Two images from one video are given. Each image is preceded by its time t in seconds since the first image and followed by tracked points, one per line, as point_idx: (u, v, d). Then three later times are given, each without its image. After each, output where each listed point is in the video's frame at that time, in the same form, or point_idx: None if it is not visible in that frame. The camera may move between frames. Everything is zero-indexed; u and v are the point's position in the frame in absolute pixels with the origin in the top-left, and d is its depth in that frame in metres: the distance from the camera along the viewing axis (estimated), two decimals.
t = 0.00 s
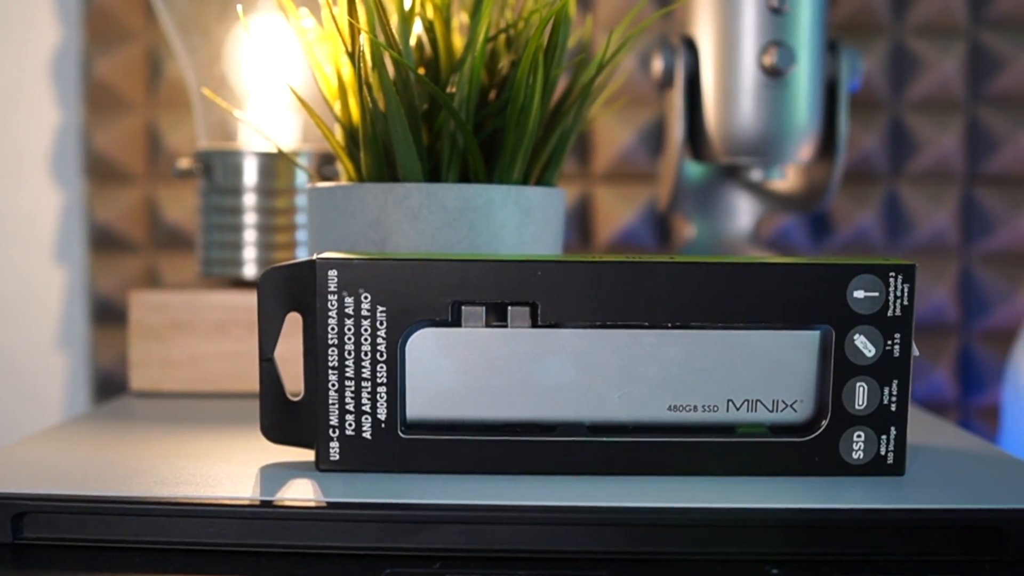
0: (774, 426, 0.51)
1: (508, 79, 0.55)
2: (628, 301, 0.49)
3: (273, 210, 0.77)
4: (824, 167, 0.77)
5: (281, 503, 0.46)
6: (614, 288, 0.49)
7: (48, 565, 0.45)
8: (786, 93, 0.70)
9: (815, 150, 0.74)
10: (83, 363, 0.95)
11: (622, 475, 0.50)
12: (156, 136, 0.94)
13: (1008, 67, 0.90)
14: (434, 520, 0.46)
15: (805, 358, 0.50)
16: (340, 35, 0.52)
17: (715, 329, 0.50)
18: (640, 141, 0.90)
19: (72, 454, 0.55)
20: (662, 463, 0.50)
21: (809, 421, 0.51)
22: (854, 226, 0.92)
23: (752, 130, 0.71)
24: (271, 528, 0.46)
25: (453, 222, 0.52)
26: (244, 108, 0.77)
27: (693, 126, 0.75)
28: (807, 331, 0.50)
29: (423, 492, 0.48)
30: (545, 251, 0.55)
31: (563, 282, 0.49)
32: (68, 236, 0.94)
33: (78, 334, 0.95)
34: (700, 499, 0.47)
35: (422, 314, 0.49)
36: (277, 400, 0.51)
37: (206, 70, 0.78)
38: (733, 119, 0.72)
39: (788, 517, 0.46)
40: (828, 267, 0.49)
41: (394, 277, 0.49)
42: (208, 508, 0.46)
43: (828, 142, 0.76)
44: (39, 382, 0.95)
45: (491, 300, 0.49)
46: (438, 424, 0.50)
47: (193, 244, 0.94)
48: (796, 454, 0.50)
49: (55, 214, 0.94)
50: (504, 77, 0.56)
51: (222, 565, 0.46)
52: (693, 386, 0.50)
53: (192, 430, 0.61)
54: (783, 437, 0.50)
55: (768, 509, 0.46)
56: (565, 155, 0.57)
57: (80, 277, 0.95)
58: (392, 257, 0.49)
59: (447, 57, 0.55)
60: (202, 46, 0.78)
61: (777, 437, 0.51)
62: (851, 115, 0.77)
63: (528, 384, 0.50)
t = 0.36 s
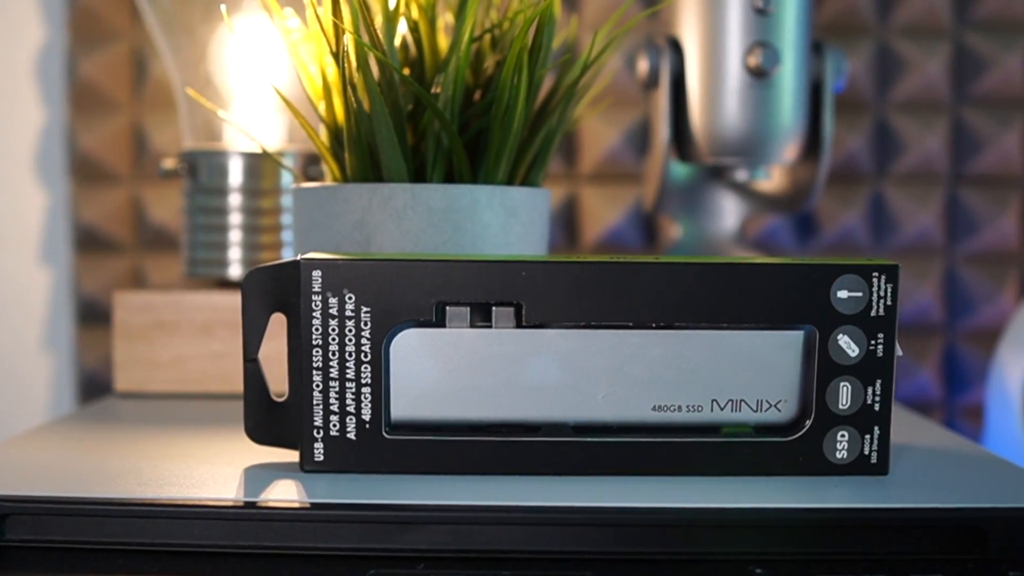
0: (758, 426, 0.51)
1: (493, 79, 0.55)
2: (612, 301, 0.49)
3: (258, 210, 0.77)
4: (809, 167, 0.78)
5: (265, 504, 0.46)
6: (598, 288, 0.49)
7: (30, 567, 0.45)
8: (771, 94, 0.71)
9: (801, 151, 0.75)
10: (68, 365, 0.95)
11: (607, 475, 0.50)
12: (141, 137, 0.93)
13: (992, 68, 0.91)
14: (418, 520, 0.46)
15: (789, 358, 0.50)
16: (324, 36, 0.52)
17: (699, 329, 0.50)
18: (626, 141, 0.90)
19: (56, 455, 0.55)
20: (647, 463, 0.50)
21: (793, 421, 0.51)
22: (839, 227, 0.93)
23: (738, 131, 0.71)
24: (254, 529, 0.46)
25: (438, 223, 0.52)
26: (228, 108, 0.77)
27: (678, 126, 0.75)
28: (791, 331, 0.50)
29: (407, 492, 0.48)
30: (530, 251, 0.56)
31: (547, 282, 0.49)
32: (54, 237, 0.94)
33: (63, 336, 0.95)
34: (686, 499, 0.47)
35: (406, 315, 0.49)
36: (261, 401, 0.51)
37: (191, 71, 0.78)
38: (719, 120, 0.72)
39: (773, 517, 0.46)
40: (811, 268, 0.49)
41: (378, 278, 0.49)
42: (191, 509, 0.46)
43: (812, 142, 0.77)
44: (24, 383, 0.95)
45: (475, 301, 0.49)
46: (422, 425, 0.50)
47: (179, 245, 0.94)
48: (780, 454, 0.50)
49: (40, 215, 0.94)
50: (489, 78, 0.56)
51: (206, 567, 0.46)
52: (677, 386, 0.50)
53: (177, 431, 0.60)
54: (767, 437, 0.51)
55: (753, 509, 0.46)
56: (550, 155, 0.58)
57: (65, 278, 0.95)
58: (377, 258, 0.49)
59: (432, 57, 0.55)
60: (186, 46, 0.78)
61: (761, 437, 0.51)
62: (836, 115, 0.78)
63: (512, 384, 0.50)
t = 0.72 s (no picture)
0: (743, 426, 0.51)
1: (479, 80, 0.55)
2: (597, 302, 0.49)
3: (243, 210, 0.77)
4: (795, 168, 0.78)
5: (250, 505, 0.46)
6: (583, 289, 0.49)
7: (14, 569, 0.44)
8: (757, 95, 0.71)
9: (786, 151, 0.75)
10: (53, 365, 0.95)
11: (592, 475, 0.50)
12: (127, 136, 0.93)
13: (976, 69, 0.91)
14: (403, 520, 0.45)
15: (774, 358, 0.50)
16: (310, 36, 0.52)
17: (683, 329, 0.50)
18: (612, 142, 0.91)
19: (40, 456, 0.54)
20: (632, 463, 0.50)
21: (778, 420, 0.51)
22: (825, 227, 0.93)
23: (723, 131, 0.71)
24: (240, 530, 0.46)
25: (423, 223, 0.53)
26: (214, 108, 0.77)
27: (664, 126, 0.76)
28: (775, 331, 0.50)
29: (392, 493, 0.47)
30: (516, 252, 0.55)
31: (532, 282, 0.49)
32: (39, 237, 0.94)
33: (49, 336, 0.95)
34: (671, 500, 0.47)
35: (391, 315, 0.49)
36: (246, 401, 0.51)
37: (176, 70, 0.78)
38: (705, 120, 0.72)
39: (758, 517, 0.46)
40: (796, 268, 0.50)
41: (363, 278, 0.48)
42: (176, 511, 0.46)
43: (799, 143, 0.77)
44: (9, 384, 0.95)
45: (460, 301, 0.49)
46: (407, 425, 0.50)
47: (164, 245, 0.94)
48: (765, 454, 0.51)
49: (25, 215, 0.93)
50: (475, 78, 0.56)
51: (190, 569, 0.46)
52: (662, 386, 0.50)
53: (163, 431, 0.60)
54: (752, 437, 0.51)
55: (738, 509, 0.46)
56: (536, 156, 0.58)
57: (51, 278, 0.94)
58: (361, 258, 0.49)
59: (418, 57, 0.55)
60: (172, 46, 0.78)
61: (746, 436, 0.51)
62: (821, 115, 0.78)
63: (497, 385, 0.50)
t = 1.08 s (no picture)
0: (730, 426, 0.51)
1: (466, 80, 0.55)
2: (583, 303, 0.49)
3: (230, 211, 0.77)
4: (782, 168, 0.78)
5: (236, 506, 0.46)
6: (569, 289, 0.49)
7: None
8: (744, 95, 0.71)
9: (773, 151, 0.75)
10: (39, 366, 0.95)
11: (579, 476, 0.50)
12: (113, 136, 0.93)
13: (963, 70, 0.92)
14: (389, 521, 0.45)
15: (760, 358, 0.51)
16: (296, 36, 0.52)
17: (669, 329, 0.50)
18: (600, 142, 0.91)
19: (24, 457, 0.54)
20: (618, 463, 0.50)
21: (764, 421, 0.51)
22: (812, 226, 0.94)
23: (710, 132, 0.71)
24: (225, 532, 0.46)
25: (409, 223, 0.53)
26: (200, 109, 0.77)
27: (651, 127, 0.76)
28: (761, 331, 0.50)
29: (378, 494, 0.47)
30: (504, 252, 0.56)
31: (518, 282, 0.49)
32: (25, 237, 0.94)
33: (35, 337, 0.94)
34: (657, 500, 0.47)
35: (378, 316, 0.49)
36: (232, 402, 0.51)
37: (163, 71, 0.78)
38: (692, 121, 0.72)
39: (744, 517, 0.46)
40: (781, 268, 0.50)
41: (349, 279, 0.48)
42: (162, 512, 0.46)
43: (785, 144, 0.77)
44: None
45: (446, 302, 0.49)
46: (394, 426, 0.50)
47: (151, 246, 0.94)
48: (751, 454, 0.51)
49: (11, 215, 0.93)
50: (462, 79, 0.56)
51: (175, 570, 0.45)
52: (648, 387, 0.50)
53: (149, 433, 0.60)
54: (738, 437, 0.51)
55: (725, 509, 0.46)
56: (522, 156, 0.58)
57: (37, 279, 0.94)
58: (347, 258, 0.49)
59: (404, 58, 0.55)
60: (159, 47, 0.78)
61: (732, 437, 0.51)
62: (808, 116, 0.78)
63: (483, 385, 0.50)
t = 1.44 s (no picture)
0: (716, 426, 0.51)
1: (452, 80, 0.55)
2: (570, 303, 0.49)
3: (217, 211, 0.77)
4: (769, 167, 0.78)
5: (222, 507, 0.46)
6: (556, 289, 0.49)
7: None
8: (731, 96, 0.71)
9: (760, 152, 0.75)
10: (26, 367, 0.94)
11: (566, 476, 0.50)
12: (100, 136, 0.93)
13: (950, 71, 0.93)
14: (375, 522, 0.45)
15: (746, 358, 0.51)
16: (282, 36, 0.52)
17: (656, 329, 0.50)
18: (587, 142, 0.92)
19: (8, 458, 0.54)
20: (605, 463, 0.50)
21: (750, 420, 0.51)
22: (800, 227, 0.95)
23: (697, 132, 0.72)
24: (211, 533, 0.46)
25: (397, 223, 0.53)
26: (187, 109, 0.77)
27: (639, 127, 0.76)
28: (747, 331, 0.50)
29: (365, 495, 0.47)
30: (491, 252, 0.56)
31: (505, 282, 0.49)
32: (12, 237, 0.93)
33: (21, 338, 0.94)
34: (644, 500, 0.47)
35: (364, 316, 0.49)
36: (218, 402, 0.51)
37: (150, 71, 0.78)
38: (680, 121, 0.72)
39: (731, 517, 0.46)
40: (767, 268, 0.50)
41: (336, 279, 0.48)
42: (147, 513, 0.46)
43: (772, 145, 0.77)
44: None
45: (433, 302, 0.49)
46: (381, 426, 0.50)
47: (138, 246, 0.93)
48: (737, 453, 0.51)
49: None
50: (449, 79, 0.56)
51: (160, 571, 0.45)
52: (635, 387, 0.50)
53: (135, 433, 0.60)
54: (725, 437, 0.51)
55: (712, 509, 0.46)
56: (509, 156, 0.58)
57: (24, 279, 0.94)
58: (333, 259, 0.49)
59: (391, 58, 0.55)
60: (145, 46, 0.77)
61: (719, 437, 0.51)
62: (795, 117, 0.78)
63: (469, 385, 0.50)
